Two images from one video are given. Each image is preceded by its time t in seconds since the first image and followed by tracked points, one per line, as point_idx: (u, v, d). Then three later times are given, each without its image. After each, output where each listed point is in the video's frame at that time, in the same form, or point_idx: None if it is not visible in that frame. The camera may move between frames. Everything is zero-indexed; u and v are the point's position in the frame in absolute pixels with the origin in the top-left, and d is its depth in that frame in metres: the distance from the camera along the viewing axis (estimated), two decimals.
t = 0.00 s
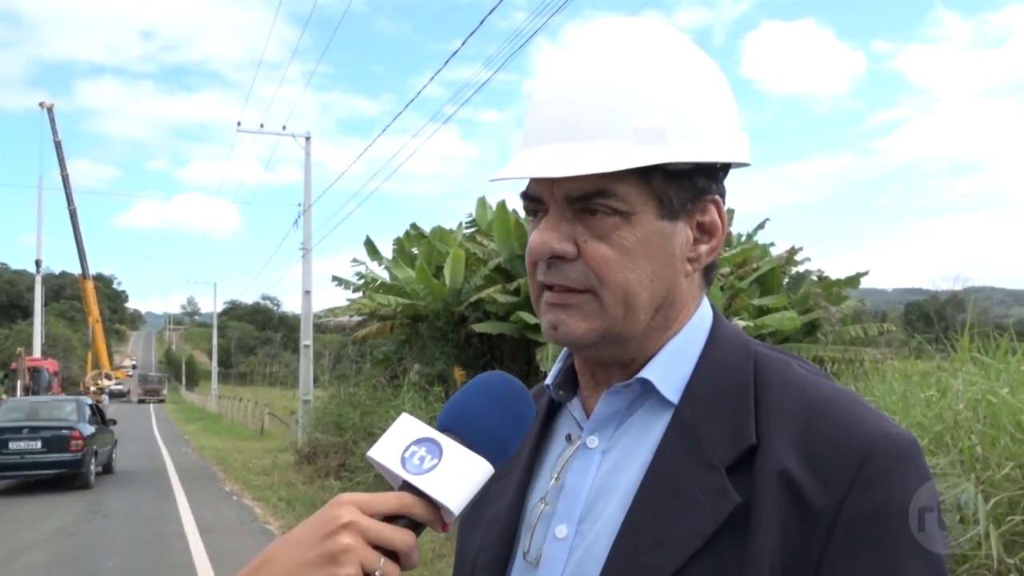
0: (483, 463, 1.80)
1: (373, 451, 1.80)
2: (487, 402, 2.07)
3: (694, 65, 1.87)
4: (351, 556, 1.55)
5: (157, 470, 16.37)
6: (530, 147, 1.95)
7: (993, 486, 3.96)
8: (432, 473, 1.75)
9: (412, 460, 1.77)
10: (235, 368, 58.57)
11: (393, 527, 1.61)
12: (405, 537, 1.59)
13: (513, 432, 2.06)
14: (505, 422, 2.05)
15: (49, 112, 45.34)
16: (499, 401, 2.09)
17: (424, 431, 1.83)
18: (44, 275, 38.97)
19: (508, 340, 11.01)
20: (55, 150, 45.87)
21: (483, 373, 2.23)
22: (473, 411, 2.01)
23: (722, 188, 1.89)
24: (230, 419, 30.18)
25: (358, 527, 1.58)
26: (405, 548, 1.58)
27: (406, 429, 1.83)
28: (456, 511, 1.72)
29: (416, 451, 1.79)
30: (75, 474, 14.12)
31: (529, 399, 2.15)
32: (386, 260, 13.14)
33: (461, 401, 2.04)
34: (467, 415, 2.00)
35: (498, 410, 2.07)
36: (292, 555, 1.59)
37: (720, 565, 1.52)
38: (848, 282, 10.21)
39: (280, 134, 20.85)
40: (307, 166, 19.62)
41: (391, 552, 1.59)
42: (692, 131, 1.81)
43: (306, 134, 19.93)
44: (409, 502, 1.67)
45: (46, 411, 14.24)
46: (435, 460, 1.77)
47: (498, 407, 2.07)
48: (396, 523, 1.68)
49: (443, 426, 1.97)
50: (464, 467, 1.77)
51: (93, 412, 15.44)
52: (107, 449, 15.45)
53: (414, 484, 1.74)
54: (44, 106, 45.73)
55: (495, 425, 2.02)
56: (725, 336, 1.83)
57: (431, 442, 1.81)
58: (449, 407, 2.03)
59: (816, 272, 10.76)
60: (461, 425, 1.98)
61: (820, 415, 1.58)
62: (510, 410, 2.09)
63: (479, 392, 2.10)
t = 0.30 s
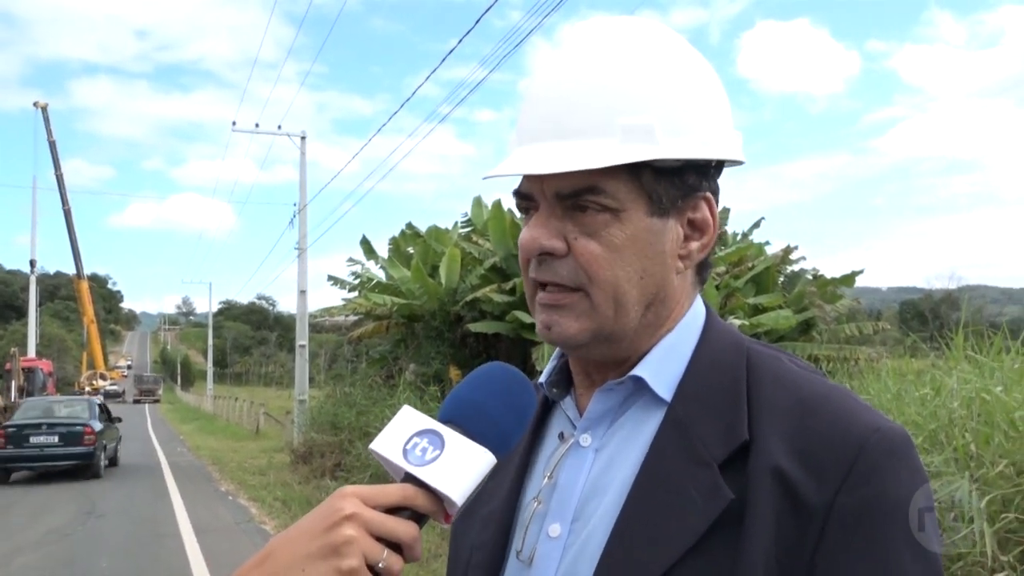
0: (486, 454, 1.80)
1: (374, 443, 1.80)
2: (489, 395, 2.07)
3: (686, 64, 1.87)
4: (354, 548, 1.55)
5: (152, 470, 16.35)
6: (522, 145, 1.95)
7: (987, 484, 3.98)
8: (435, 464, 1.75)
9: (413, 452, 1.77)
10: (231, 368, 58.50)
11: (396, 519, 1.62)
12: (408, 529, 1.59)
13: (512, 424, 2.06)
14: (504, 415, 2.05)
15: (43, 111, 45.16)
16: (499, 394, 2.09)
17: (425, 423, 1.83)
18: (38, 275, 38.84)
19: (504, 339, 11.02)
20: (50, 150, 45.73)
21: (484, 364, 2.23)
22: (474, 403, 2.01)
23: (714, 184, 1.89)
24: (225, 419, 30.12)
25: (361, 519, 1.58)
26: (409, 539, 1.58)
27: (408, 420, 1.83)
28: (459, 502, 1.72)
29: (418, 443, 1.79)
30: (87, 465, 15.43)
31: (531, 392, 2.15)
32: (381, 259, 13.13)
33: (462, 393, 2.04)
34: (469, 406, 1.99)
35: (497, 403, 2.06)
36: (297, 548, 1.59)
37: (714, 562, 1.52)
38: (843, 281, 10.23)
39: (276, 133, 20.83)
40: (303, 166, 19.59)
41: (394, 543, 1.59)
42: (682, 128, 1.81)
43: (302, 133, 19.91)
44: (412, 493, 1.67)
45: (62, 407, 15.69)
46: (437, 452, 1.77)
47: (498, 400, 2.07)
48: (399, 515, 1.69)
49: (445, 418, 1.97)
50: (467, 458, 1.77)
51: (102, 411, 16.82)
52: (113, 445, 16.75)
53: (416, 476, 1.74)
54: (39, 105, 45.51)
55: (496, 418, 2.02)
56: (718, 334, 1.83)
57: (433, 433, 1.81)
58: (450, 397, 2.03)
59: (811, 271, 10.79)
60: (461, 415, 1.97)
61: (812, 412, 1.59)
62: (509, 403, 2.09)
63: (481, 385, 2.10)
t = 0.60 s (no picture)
0: (476, 452, 1.81)
1: (364, 442, 1.81)
2: (483, 394, 2.08)
3: (673, 65, 1.89)
4: (344, 546, 1.56)
5: (143, 470, 16.31)
6: (512, 148, 1.97)
7: (977, 483, 4.01)
8: (425, 462, 1.76)
9: (404, 450, 1.79)
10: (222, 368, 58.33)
11: (386, 517, 1.63)
12: (398, 526, 1.60)
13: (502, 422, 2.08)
14: (494, 412, 2.07)
15: (33, 110, 44.93)
16: (489, 392, 2.10)
17: (416, 421, 1.84)
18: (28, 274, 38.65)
19: (496, 339, 11.03)
20: (40, 148, 45.50)
21: (475, 362, 2.25)
22: (464, 401, 2.03)
23: (702, 184, 1.90)
24: (217, 418, 30.01)
25: (351, 517, 1.59)
26: (398, 537, 1.59)
27: (397, 419, 1.84)
28: (451, 499, 1.73)
29: (408, 441, 1.80)
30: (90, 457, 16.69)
31: (522, 389, 2.17)
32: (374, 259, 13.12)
33: (453, 391, 2.06)
34: (459, 404, 2.01)
35: (487, 401, 2.08)
36: (286, 547, 1.59)
37: (700, 558, 1.53)
38: (835, 281, 10.28)
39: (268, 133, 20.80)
40: (295, 165, 19.57)
41: (384, 541, 1.61)
42: (668, 128, 1.83)
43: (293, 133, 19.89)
44: (402, 491, 1.68)
45: (65, 405, 16.95)
46: (428, 449, 1.78)
47: (488, 398, 2.09)
48: (389, 513, 1.70)
49: (435, 415, 1.99)
50: (457, 455, 1.79)
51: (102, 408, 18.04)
52: (112, 440, 17.93)
53: (406, 474, 1.75)
54: (29, 103, 45.25)
55: (487, 417, 2.04)
56: (708, 334, 1.85)
57: (423, 432, 1.82)
58: (440, 395, 2.04)
59: (803, 271, 10.83)
60: (452, 413, 1.99)
61: (798, 410, 1.60)
62: (499, 401, 2.11)
63: (474, 382, 2.11)
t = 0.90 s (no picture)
0: (465, 460, 1.79)
1: (353, 451, 1.80)
2: (475, 401, 2.07)
3: (671, 66, 1.87)
4: (331, 555, 1.55)
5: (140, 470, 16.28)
6: (510, 150, 1.95)
7: (975, 484, 3.99)
8: (413, 471, 1.75)
9: (392, 458, 1.77)
10: (220, 368, 58.27)
11: (374, 526, 1.61)
12: (386, 535, 1.58)
13: (492, 428, 2.06)
14: (485, 419, 2.05)
15: (31, 110, 44.85)
16: (480, 399, 2.09)
17: (405, 429, 1.82)
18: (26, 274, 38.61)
19: (494, 339, 11.02)
20: (39, 148, 45.41)
21: (464, 370, 2.23)
22: (454, 408, 2.01)
23: (701, 184, 1.88)
24: (215, 418, 29.95)
25: (339, 526, 1.57)
26: (386, 546, 1.58)
27: (386, 427, 1.83)
28: (438, 508, 1.72)
29: (396, 450, 1.78)
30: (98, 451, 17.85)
31: (510, 397, 2.15)
32: (372, 259, 13.10)
33: (443, 398, 2.04)
34: (452, 412, 2.00)
35: (479, 407, 2.07)
36: (274, 556, 1.58)
37: (700, 557, 1.52)
38: (833, 282, 10.27)
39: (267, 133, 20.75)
40: (293, 165, 19.54)
41: (373, 550, 1.59)
42: (665, 129, 1.81)
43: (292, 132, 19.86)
44: (390, 500, 1.67)
45: (75, 404, 18.14)
46: (416, 458, 1.77)
47: (480, 405, 2.07)
48: (377, 522, 1.68)
49: (423, 424, 1.97)
50: (446, 464, 1.77)
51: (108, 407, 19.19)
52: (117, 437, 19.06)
53: (395, 482, 1.73)
54: (26, 103, 45.08)
55: (478, 425, 2.02)
56: (708, 334, 1.83)
57: (412, 440, 1.81)
58: (430, 402, 2.02)
59: (801, 272, 10.82)
60: (443, 422, 1.97)
61: (798, 409, 1.58)
62: (491, 409, 2.09)
63: (465, 391, 2.10)
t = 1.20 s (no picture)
0: (467, 470, 1.79)
1: (355, 458, 1.79)
2: (476, 407, 2.06)
3: (675, 67, 1.86)
4: (333, 561, 1.54)
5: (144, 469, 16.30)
6: (515, 149, 1.95)
7: (980, 486, 3.98)
8: (415, 479, 1.74)
9: (394, 466, 1.76)
10: (224, 367, 58.33)
11: (375, 533, 1.61)
12: (387, 543, 1.58)
13: (492, 435, 2.06)
14: (486, 428, 2.05)
15: (36, 109, 44.88)
16: (481, 406, 2.08)
17: (406, 436, 1.82)
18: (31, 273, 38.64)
19: (498, 339, 11.02)
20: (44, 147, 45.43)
21: (466, 378, 2.23)
22: (457, 414, 2.01)
23: (705, 184, 1.88)
24: (219, 417, 29.96)
25: (341, 533, 1.57)
26: (387, 554, 1.57)
27: (388, 434, 1.82)
28: (439, 517, 1.71)
29: (399, 458, 1.78)
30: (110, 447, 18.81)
31: (510, 403, 2.15)
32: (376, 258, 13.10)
33: (445, 406, 2.03)
34: (453, 419, 1.99)
35: (479, 414, 2.06)
36: (275, 562, 1.58)
37: (705, 556, 1.51)
38: (837, 283, 10.27)
39: (271, 132, 20.77)
40: (297, 164, 19.55)
41: (373, 558, 1.58)
42: (669, 128, 1.80)
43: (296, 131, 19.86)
44: (392, 507, 1.66)
45: (89, 403, 19.16)
46: (418, 467, 1.76)
47: (480, 412, 2.07)
48: (378, 529, 1.68)
49: (425, 432, 1.96)
50: (447, 473, 1.77)
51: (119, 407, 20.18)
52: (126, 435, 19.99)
53: (396, 491, 1.73)
54: (31, 103, 45.11)
55: (479, 432, 2.02)
56: (713, 334, 1.82)
57: (414, 448, 1.80)
58: (432, 411, 2.02)
59: (806, 273, 10.81)
60: (444, 430, 1.96)
61: (803, 408, 1.58)
62: (491, 415, 2.08)
63: (466, 398, 2.09)
